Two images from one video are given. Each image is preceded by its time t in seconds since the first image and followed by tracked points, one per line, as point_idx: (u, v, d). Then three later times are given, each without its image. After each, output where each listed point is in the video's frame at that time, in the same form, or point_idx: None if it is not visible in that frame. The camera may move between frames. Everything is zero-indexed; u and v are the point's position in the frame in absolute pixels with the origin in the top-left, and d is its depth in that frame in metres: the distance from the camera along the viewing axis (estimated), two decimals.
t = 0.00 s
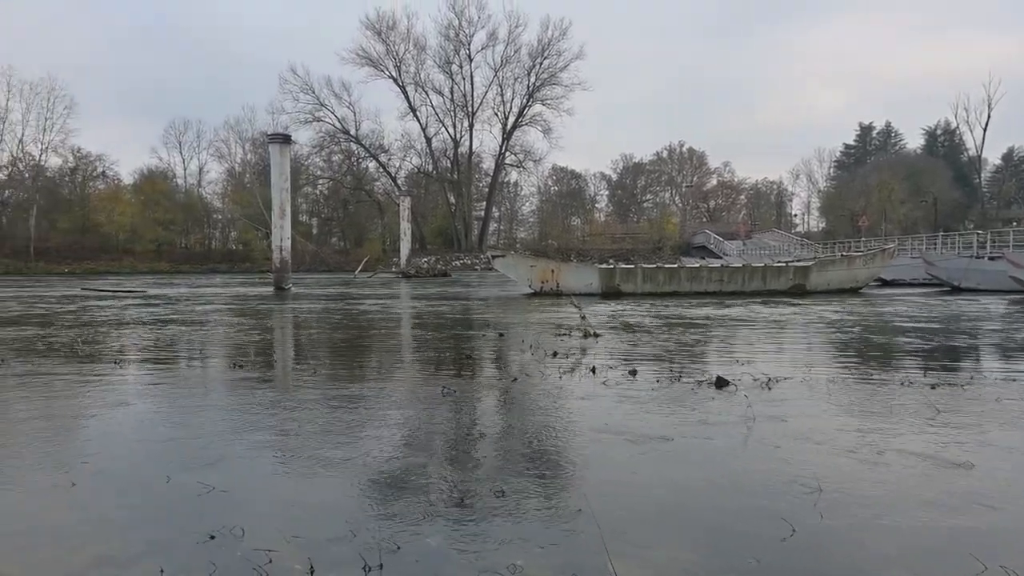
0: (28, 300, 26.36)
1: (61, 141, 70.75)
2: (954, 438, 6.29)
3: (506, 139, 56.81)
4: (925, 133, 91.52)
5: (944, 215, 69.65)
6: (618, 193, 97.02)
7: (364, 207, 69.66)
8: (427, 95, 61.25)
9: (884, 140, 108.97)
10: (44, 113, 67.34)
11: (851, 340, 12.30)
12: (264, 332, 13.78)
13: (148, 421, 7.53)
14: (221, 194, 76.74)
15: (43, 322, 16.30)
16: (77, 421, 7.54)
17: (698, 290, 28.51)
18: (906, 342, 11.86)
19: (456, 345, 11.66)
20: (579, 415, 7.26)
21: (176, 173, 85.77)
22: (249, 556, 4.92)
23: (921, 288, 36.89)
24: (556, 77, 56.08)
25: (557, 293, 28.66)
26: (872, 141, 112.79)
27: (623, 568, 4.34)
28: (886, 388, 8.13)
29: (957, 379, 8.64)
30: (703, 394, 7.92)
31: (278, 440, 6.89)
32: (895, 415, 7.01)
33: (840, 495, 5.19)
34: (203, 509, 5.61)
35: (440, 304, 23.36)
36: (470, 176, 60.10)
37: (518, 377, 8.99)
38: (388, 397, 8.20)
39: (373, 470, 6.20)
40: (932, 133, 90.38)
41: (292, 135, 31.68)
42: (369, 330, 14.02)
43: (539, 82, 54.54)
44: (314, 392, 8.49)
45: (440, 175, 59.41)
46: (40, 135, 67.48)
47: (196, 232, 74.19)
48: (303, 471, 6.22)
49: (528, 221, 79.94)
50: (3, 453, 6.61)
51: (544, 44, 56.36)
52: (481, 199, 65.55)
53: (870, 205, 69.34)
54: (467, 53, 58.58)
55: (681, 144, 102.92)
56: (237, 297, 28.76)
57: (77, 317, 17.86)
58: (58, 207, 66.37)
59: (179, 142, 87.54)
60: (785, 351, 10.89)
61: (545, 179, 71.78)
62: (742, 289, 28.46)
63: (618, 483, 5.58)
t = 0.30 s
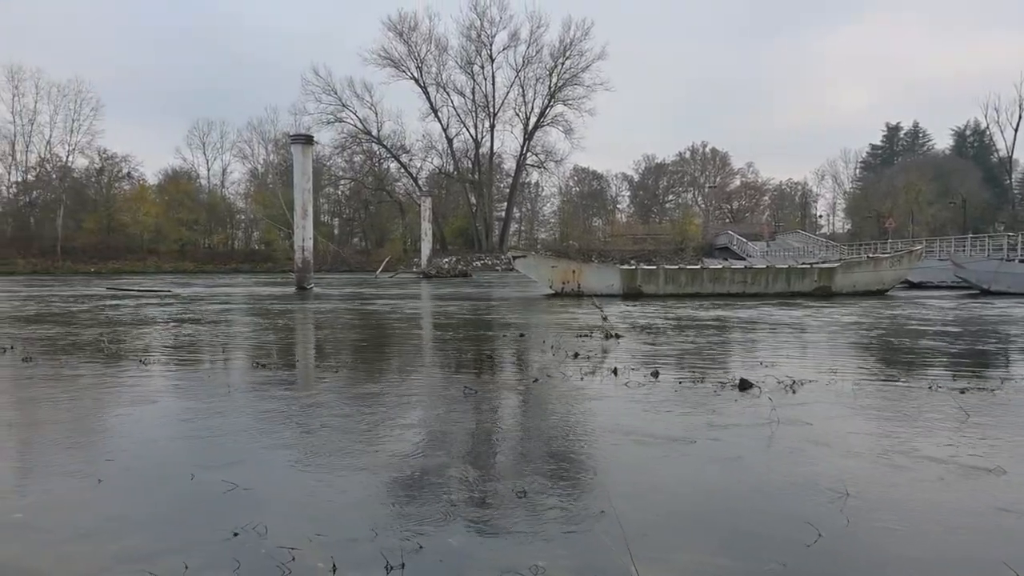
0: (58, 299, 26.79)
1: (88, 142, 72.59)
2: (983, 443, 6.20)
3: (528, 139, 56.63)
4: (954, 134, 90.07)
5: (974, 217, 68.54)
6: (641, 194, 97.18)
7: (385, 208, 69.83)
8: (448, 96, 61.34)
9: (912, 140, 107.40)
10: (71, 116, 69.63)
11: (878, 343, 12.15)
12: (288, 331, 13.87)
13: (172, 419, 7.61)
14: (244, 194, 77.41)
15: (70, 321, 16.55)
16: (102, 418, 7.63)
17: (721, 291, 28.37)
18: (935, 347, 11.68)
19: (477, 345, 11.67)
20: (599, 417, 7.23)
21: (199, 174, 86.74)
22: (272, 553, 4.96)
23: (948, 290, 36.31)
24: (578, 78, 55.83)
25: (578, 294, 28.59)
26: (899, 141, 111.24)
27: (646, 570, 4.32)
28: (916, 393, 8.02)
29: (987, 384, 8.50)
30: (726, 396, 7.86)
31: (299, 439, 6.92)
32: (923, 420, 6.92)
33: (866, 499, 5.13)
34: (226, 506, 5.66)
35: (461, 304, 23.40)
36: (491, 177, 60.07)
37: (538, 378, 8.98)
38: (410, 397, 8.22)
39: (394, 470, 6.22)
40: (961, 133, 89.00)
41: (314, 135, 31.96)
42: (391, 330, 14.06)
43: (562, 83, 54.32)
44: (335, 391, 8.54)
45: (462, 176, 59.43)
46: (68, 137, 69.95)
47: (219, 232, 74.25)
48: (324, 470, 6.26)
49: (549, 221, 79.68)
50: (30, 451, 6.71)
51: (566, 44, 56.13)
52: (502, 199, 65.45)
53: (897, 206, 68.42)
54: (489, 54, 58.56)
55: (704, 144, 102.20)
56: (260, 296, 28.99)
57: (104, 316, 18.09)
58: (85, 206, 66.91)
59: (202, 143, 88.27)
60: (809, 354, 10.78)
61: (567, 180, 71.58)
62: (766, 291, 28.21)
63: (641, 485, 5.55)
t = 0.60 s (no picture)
0: (87, 298, 27.22)
1: (115, 143, 73.83)
2: (1014, 447, 6.10)
3: (550, 139, 56.54)
4: (984, 132, 88.64)
5: (1005, 217, 67.39)
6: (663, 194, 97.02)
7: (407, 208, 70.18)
8: (470, 96, 61.47)
9: (941, 140, 105.84)
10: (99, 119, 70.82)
11: (907, 346, 11.98)
12: (312, 331, 13.95)
13: (196, 417, 7.69)
14: (267, 195, 78.12)
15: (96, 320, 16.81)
16: (128, 416, 7.74)
17: (745, 292, 28.13)
18: (965, 350, 11.48)
19: (498, 346, 11.69)
20: (621, 417, 7.21)
21: (223, 175, 87.68)
22: (296, 551, 4.98)
23: (978, 292, 35.70)
24: (601, 77, 55.68)
25: (600, 295, 28.51)
26: (927, 141, 109.58)
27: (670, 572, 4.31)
28: (944, 395, 7.92)
29: (1017, 387, 8.36)
30: (751, 399, 7.79)
31: (321, 438, 6.97)
32: (952, 423, 6.82)
33: (896, 505, 5.04)
34: (250, 503, 5.71)
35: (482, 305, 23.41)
36: (513, 177, 60.13)
37: (560, 378, 8.98)
38: (431, 396, 8.25)
39: (416, 469, 6.25)
40: (992, 133, 87.60)
41: (336, 136, 32.24)
42: (414, 330, 14.11)
43: (584, 82, 54.24)
44: (357, 390, 8.59)
45: (483, 176, 59.54)
46: (95, 139, 70.84)
47: (243, 232, 74.62)
48: (347, 468, 6.29)
49: (571, 222, 79.68)
50: (59, 448, 6.81)
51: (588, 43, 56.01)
52: (524, 199, 65.42)
53: (925, 206, 67.45)
54: (511, 55, 58.63)
55: (727, 144, 101.46)
56: (283, 296, 29.24)
57: (130, 316, 18.36)
58: (112, 208, 68.29)
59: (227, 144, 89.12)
60: (834, 356, 10.67)
61: (590, 180, 71.45)
62: (790, 293, 27.95)
63: (665, 487, 5.52)
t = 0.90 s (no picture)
0: (112, 297, 27.59)
1: (138, 143, 74.77)
2: None
3: (569, 138, 56.37)
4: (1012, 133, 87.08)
5: None
6: (683, 193, 96.33)
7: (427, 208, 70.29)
8: (490, 96, 61.47)
9: (967, 140, 104.29)
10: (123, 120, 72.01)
11: (932, 348, 11.84)
12: (333, 330, 14.05)
13: (216, 414, 7.77)
14: (287, 194, 78.59)
15: (118, 318, 17.02)
16: (148, 413, 7.82)
17: (767, 292, 27.93)
18: (993, 352, 11.33)
19: (517, 345, 11.70)
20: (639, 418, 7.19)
21: (244, 174, 88.35)
22: (316, 548, 5.01)
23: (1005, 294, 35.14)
24: (620, 77, 55.46)
25: (619, 295, 28.43)
26: (953, 141, 107.91)
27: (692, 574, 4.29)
28: (971, 399, 7.82)
29: None
30: (772, 400, 7.73)
31: (341, 437, 7.00)
32: (978, 427, 6.74)
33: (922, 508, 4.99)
34: (270, 500, 5.77)
35: (501, 304, 23.41)
36: (531, 176, 60.13)
37: (579, 379, 8.94)
38: (450, 396, 8.26)
39: (435, 467, 6.26)
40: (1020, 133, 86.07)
41: (356, 136, 32.48)
42: (434, 330, 14.17)
43: (603, 81, 54.10)
44: (376, 388, 8.64)
45: (501, 176, 59.53)
46: (119, 139, 71.72)
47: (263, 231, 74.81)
48: (366, 467, 6.32)
49: (590, 222, 79.64)
50: (82, 445, 6.91)
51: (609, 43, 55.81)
52: (543, 199, 65.33)
53: (950, 207, 66.47)
54: (530, 54, 58.58)
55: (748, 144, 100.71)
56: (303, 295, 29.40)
57: (153, 314, 18.60)
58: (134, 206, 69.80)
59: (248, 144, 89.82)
60: (856, 357, 10.58)
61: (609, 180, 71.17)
62: (813, 293, 27.74)
63: (686, 489, 5.49)
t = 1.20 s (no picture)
0: (138, 296, 27.93)
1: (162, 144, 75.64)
2: None
3: (591, 137, 56.08)
4: None
5: None
6: (705, 192, 95.46)
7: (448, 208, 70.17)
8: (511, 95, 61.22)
9: (997, 137, 102.23)
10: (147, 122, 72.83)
11: (963, 349, 11.64)
12: (356, 329, 14.11)
13: (238, 412, 7.83)
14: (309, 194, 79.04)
15: (142, 317, 17.23)
16: (173, 410, 7.91)
17: (791, 292, 27.71)
18: None
19: (538, 345, 11.68)
20: (663, 418, 7.16)
21: (266, 175, 88.86)
22: (340, 547, 5.03)
23: None
24: (643, 75, 55.03)
25: (641, 295, 28.28)
26: (983, 138, 105.85)
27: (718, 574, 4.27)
28: (1005, 402, 7.68)
29: None
30: (797, 401, 7.67)
31: (363, 436, 7.02)
32: (1011, 430, 6.63)
33: (952, 511, 4.92)
34: (294, 498, 5.81)
35: (522, 304, 23.39)
36: (552, 176, 59.90)
37: (602, 379, 8.92)
38: (472, 396, 8.26)
39: (457, 467, 6.28)
40: None
41: (377, 136, 32.57)
42: (456, 329, 14.19)
43: (625, 80, 53.79)
44: (398, 388, 8.67)
45: (522, 175, 59.53)
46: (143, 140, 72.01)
47: (285, 231, 74.98)
48: (389, 465, 6.35)
49: (612, 221, 79.31)
50: (109, 443, 7.01)
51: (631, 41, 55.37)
52: (564, 198, 65.09)
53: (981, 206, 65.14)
54: (551, 54, 58.27)
55: (771, 142, 99.71)
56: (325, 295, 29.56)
57: (178, 313, 18.82)
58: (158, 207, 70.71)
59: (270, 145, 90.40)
60: (884, 359, 10.45)
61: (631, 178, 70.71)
62: (838, 293, 27.46)
63: (711, 490, 5.45)
